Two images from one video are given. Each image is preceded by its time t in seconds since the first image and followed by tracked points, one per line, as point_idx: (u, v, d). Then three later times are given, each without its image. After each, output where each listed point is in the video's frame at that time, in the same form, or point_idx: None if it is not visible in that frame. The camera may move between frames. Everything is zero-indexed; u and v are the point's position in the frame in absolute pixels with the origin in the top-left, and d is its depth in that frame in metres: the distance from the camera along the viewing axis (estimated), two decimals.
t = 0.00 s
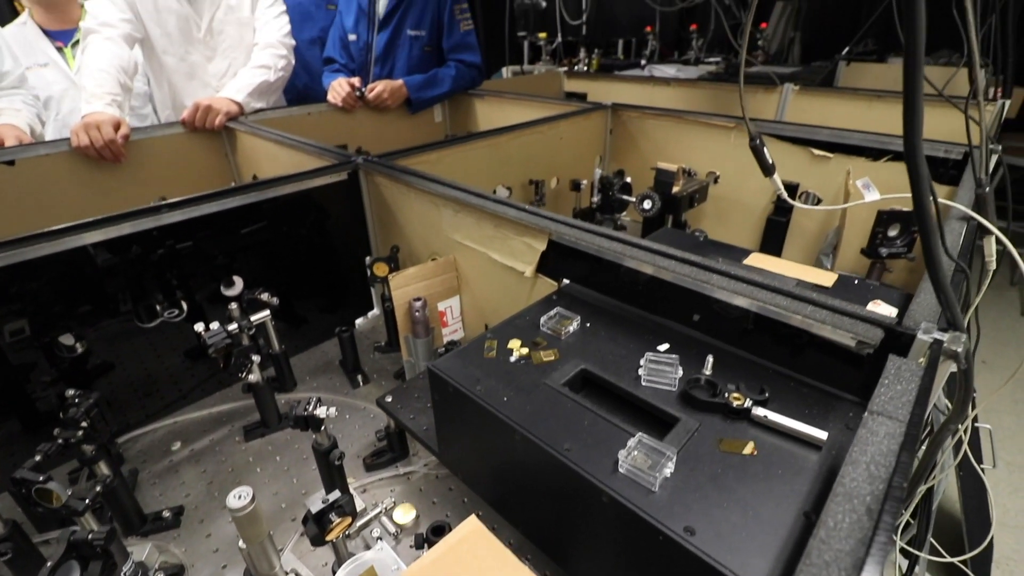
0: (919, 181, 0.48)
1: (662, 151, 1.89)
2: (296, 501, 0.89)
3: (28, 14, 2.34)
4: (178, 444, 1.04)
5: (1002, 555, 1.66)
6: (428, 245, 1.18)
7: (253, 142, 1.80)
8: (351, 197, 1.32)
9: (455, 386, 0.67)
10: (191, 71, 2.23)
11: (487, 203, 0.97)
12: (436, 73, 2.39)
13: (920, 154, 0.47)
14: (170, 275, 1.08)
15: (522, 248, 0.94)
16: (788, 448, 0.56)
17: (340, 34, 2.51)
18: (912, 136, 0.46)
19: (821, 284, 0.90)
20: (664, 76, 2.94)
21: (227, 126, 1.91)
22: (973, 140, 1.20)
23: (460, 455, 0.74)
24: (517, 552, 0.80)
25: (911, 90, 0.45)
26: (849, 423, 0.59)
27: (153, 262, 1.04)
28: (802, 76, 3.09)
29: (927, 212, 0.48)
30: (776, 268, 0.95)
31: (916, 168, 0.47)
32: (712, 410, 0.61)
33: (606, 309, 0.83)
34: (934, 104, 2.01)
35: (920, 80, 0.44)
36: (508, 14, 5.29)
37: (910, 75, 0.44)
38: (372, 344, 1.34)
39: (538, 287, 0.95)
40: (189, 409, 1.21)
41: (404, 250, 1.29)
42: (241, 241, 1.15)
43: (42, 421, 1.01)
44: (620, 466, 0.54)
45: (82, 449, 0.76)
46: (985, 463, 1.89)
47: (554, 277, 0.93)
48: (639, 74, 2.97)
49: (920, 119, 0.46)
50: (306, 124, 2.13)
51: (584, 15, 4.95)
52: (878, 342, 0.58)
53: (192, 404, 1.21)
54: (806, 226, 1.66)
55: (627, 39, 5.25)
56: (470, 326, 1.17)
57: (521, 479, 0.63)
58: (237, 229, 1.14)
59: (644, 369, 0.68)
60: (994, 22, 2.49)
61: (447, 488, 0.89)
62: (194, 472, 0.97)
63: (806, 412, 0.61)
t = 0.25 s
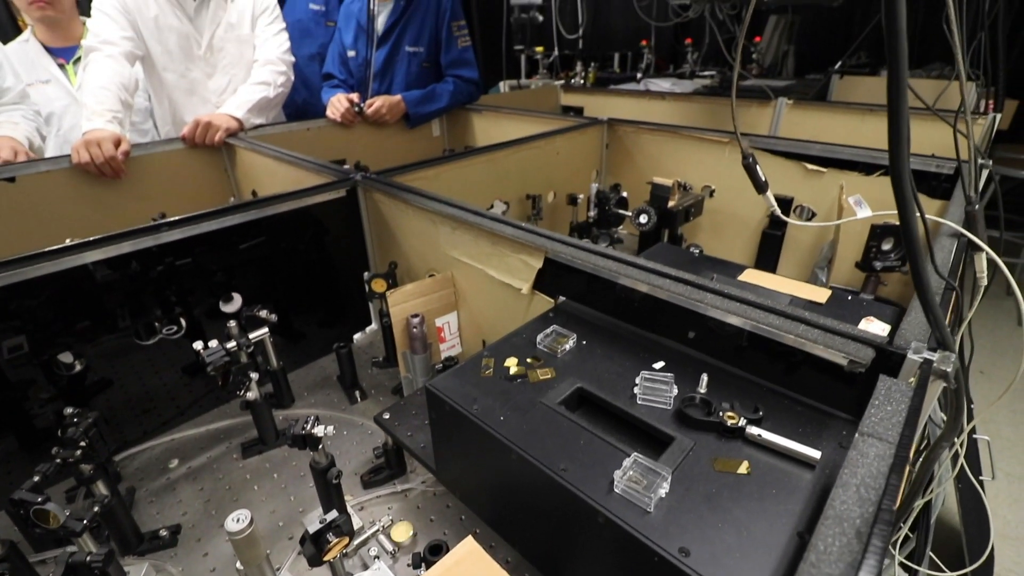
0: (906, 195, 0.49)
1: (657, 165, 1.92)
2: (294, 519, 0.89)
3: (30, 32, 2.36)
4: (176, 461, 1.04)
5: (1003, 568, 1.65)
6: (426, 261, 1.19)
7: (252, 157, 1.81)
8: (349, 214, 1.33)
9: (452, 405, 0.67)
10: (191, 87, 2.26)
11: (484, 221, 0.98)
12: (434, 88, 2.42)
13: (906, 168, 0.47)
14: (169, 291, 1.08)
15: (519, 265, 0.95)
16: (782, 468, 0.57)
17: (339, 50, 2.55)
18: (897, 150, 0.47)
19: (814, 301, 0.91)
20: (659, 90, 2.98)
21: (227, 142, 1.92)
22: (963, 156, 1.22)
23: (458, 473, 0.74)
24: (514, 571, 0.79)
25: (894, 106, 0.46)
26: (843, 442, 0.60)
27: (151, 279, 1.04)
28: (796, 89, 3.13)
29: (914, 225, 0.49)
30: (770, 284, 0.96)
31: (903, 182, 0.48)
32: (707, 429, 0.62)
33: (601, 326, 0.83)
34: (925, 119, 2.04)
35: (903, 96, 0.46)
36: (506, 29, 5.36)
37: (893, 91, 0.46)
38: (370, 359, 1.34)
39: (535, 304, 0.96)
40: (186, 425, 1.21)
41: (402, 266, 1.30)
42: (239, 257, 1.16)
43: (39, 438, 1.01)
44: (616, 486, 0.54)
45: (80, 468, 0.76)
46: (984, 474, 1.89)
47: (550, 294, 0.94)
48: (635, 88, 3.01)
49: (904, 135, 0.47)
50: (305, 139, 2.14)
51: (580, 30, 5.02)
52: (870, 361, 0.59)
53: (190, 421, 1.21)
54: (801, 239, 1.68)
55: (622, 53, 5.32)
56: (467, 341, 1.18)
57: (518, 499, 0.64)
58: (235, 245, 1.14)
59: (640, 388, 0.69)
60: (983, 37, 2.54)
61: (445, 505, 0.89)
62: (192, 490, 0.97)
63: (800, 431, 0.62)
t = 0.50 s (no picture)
0: (891, 209, 0.50)
1: (655, 182, 1.94)
2: (294, 541, 0.89)
3: (38, 53, 2.40)
4: (177, 482, 1.04)
5: None
6: (426, 280, 1.20)
7: (254, 176, 1.83)
8: (350, 233, 1.35)
9: (453, 428, 0.68)
10: (194, 107, 2.29)
11: (483, 242, 0.99)
12: (434, 107, 2.46)
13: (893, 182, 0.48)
14: (171, 311, 1.09)
15: (518, 285, 0.96)
16: (779, 490, 0.57)
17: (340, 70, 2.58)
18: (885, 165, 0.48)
19: (810, 320, 0.92)
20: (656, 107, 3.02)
21: (229, 161, 1.95)
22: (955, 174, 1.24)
23: (458, 495, 0.75)
24: None
25: (881, 121, 0.47)
26: (839, 464, 0.61)
27: (154, 299, 1.05)
28: (792, 104, 3.17)
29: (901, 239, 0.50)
30: (767, 303, 0.97)
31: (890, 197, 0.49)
32: (705, 451, 0.62)
33: (600, 347, 0.84)
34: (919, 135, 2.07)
35: (889, 111, 0.47)
36: (505, 46, 5.44)
37: (879, 104, 0.47)
38: (371, 377, 1.35)
39: (534, 324, 0.97)
40: (187, 446, 1.21)
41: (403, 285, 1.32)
42: (241, 277, 1.17)
43: (40, 459, 1.01)
44: (615, 510, 0.55)
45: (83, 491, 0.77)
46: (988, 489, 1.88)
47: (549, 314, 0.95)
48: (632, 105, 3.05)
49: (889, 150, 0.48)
50: (307, 157, 2.17)
51: (577, 47, 5.10)
52: (864, 384, 0.60)
53: (190, 441, 1.21)
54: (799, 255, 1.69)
55: (620, 69, 5.39)
56: (467, 360, 1.19)
57: (519, 521, 0.64)
58: (237, 263, 1.15)
59: (639, 410, 0.69)
60: (974, 54, 2.58)
61: (445, 526, 0.89)
62: (192, 511, 0.97)
63: (797, 453, 0.62)
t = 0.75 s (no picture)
0: (882, 221, 0.50)
1: (654, 196, 1.95)
2: (294, 558, 0.90)
3: (45, 66, 2.43)
4: (177, 497, 1.04)
5: None
6: (427, 295, 1.21)
7: (257, 190, 1.85)
8: (352, 248, 1.36)
9: (454, 447, 0.69)
10: (198, 120, 2.31)
11: (484, 259, 1.00)
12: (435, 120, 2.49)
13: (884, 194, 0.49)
14: (174, 325, 1.10)
15: (518, 302, 0.97)
16: (777, 513, 0.58)
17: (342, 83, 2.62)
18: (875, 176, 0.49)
19: (808, 338, 0.92)
20: (656, 119, 3.05)
21: (232, 175, 1.96)
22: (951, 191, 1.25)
23: (459, 514, 0.75)
24: None
25: (872, 143, 0.49)
26: (836, 485, 0.61)
27: (157, 313, 1.06)
28: (790, 117, 3.20)
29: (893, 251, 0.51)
30: (765, 321, 0.98)
31: (881, 209, 0.50)
32: (704, 472, 0.63)
33: (600, 365, 0.85)
34: (917, 149, 2.08)
35: (880, 132, 0.48)
36: (506, 57, 5.49)
37: (870, 127, 0.48)
38: (371, 391, 1.35)
39: (534, 341, 0.98)
40: (188, 461, 1.21)
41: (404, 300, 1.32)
42: (244, 292, 1.18)
43: (42, 473, 1.02)
44: (614, 532, 0.55)
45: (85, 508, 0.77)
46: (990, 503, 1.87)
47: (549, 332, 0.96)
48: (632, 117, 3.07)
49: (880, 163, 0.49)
50: (309, 170, 2.19)
51: (577, 58, 5.15)
52: (860, 407, 0.60)
53: (191, 456, 1.22)
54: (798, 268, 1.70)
55: (620, 80, 5.43)
56: (468, 375, 1.19)
57: (519, 542, 0.64)
58: (240, 276, 1.16)
59: (638, 430, 0.70)
60: (971, 68, 2.61)
61: (445, 544, 0.90)
62: (193, 528, 0.97)
63: (795, 474, 0.63)
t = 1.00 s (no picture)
0: (877, 243, 0.51)
1: (654, 213, 1.96)
2: None
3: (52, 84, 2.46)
4: (178, 521, 1.04)
5: None
6: (429, 317, 1.21)
7: (260, 208, 1.86)
8: (353, 268, 1.37)
9: (456, 478, 0.69)
10: (202, 138, 2.34)
11: (486, 284, 1.01)
12: (437, 136, 2.51)
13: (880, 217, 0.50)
14: (177, 346, 1.10)
15: (519, 327, 0.97)
16: (778, 548, 0.58)
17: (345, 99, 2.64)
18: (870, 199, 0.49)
19: (809, 363, 0.92)
20: (656, 134, 3.07)
21: (235, 192, 1.98)
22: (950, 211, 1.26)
23: (461, 545, 0.75)
24: None
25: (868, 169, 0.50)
26: (837, 518, 0.61)
27: (159, 334, 1.07)
28: (789, 131, 3.22)
29: (888, 273, 0.51)
30: (766, 344, 0.98)
31: (876, 232, 0.50)
32: (705, 505, 0.63)
33: (602, 392, 0.85)
34: (916, 165, 2.09)
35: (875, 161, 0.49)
36: (506, 71, 5.53)
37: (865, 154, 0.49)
38: (373, 412, 1.36)
39: (535, 365, 0.98)
40: (189, 483, 1.21)
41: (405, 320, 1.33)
42: (246, 314, 1.19)
43: (43, 495, 1.02)
44: (616, 568, 0.55)
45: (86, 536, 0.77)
46: (995, 520, 1.86)
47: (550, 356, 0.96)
48: (632, 132, 3.09)
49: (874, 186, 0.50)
50: (311, 187, 2.20)
51: (578, 72, 5.19)
52: (860, 440, 0.60)
53: (192, 478, 1.22)
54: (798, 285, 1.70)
55: (620, 93, 5.47)
56: (469, 397, 1.19)
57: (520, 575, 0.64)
58: (242, 294, 1.16)
59: (639, 460, 0.70)
60: (967, 84, 2.63)
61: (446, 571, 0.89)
62: (193, 552, 0.97)
63: (796, 507, 0.63)
